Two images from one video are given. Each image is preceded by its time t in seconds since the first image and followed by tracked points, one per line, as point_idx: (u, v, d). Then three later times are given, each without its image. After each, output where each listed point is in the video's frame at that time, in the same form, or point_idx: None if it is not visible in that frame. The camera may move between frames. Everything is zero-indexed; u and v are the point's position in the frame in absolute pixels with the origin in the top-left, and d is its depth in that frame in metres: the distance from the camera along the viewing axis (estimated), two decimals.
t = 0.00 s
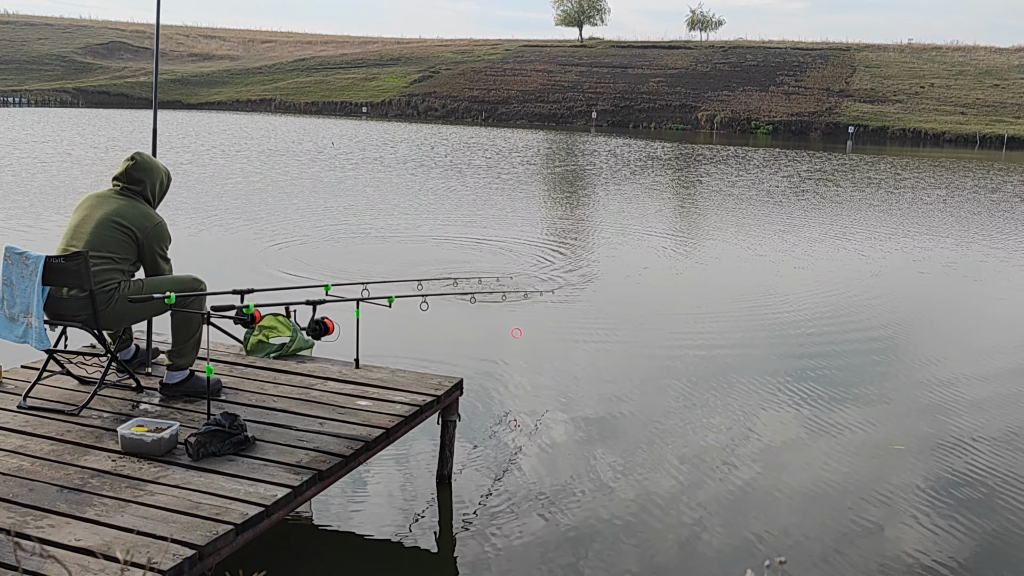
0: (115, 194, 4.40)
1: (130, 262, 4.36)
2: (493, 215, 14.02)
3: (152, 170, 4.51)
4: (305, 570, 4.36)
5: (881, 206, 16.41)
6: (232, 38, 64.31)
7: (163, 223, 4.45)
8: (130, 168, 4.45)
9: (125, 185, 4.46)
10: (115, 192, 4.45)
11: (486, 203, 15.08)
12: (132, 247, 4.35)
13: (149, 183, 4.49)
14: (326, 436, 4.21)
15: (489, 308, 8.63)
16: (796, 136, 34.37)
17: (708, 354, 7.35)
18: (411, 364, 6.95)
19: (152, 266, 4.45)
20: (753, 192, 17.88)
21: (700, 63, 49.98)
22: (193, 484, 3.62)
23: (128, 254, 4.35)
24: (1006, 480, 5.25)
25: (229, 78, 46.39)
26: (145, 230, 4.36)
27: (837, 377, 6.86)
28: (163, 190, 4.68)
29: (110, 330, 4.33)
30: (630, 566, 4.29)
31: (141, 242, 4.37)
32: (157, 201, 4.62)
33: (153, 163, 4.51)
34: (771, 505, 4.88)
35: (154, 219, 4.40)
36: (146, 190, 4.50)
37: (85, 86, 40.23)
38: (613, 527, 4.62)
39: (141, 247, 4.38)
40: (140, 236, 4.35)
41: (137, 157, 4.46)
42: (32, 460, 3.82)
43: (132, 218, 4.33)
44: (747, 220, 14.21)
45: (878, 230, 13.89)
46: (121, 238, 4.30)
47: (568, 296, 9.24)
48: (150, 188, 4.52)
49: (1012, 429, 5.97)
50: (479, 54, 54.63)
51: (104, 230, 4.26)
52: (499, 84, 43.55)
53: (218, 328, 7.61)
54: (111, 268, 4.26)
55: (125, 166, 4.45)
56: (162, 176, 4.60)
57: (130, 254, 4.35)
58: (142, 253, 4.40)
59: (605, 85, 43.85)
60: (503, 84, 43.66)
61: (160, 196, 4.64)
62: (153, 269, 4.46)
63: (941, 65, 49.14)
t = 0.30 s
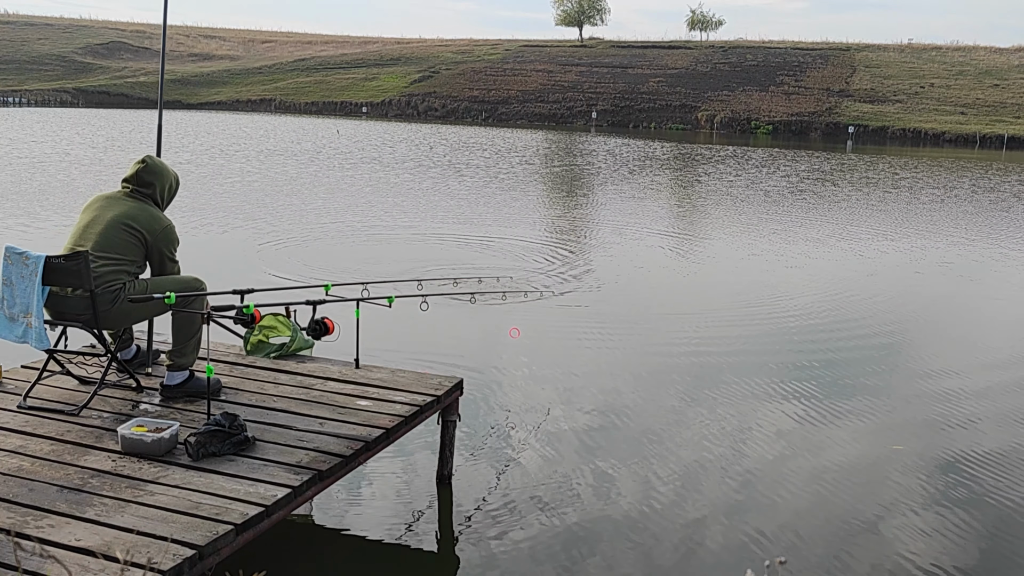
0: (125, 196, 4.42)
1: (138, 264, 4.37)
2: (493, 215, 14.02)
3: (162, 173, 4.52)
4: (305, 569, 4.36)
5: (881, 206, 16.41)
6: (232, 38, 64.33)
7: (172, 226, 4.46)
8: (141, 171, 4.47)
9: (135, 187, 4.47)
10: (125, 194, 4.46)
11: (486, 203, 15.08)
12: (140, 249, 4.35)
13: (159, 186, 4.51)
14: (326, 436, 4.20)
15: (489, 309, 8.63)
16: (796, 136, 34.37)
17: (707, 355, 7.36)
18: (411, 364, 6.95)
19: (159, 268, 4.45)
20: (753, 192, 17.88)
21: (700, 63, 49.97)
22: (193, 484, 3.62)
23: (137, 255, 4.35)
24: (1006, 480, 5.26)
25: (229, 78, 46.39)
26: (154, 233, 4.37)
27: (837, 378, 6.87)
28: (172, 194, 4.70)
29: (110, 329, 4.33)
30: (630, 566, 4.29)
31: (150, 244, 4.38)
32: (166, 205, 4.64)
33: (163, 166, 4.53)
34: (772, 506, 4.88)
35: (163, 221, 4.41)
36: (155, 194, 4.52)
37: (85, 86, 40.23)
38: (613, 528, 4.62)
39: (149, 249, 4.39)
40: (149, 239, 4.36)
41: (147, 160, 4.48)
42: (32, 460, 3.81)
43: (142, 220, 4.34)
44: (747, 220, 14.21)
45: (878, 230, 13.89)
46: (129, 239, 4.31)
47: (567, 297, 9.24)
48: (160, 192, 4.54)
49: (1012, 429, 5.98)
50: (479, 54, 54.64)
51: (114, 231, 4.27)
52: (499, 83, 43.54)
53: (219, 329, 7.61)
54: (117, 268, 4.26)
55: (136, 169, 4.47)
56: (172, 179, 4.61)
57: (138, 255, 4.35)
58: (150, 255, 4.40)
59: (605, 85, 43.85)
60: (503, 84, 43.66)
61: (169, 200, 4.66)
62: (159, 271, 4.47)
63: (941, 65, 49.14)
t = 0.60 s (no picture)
0: (131, 198, 4.42)
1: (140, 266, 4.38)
2: (492, 215, 14.01)
3: (169, 176, 4.52)
4: (305, 570, 4.36)
5: (881, 206, 16.41)
6: (232, 38, 64.33)
7: (176, 230, 4.47)
8: (147, 174, 4.47)
9: (141, 189, 4.48)
10: (131, 197, 4.47)
11: (486, 203, 15.08)
12: (144, 251, 4.36)
13: (165, 189, 4.51)
14: (326, 436, 4.21)
15: (489, 309, 8.63)
16: (796, 136, 34.37)
17: (708, 355, 7.35)
18: (411, 364, 6.96)
19: (163, 270, 4.46)
20: (753, 192, 17.88)
21: (700, 63, 49.97)
22: (193, 484, 3.62)
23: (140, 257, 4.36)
24: (1005, 479, 5.24)
25: (229, 78, 46.39)
26: (158, 236, 4.38)
27: (836, 377, 6.87)
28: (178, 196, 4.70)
29: (110, 329, 4.34)
30: (630, 566, 4.29)
31: (153, 247, 4.38)
32: (172, 206, 4.64)
33: (169, 169, 4.53)
34: (771, 505, 4.88)
35: (168, 225, 4.42)
36: (161, 196, 4.52)
37: (85, 86, 40.23)
38: (613, 527, 4.62)
39: (153, 251, 4.40)
40: (152, 241, 4.37)
41: (154, 162, 4.48)
42: (32, 460, 3.82)
43: (147, 223, 4.35)
44: (747, 220, 14.21)
45: (878, 230, 13.89)
46: (134, 242, 4.32)
47: (568, 297, 9.23)
48: (166, 194, 4.54)
49: (1011, 428, 5.97)
50: (479, 54, 54.64)
51: (118, 234, 4.28)
52: (499, 84, 43.55)
53: (218, 329, 7.61)
54: (120, 270, 4.26)
55: (143, 171, 4.48)
56: (178, 182, 4.62)
57: (142, 257, 4.37)
58: (153, 257, 4.41)
59: (605, 85, 43.85)
60: (503, 84, 43.67)
61: (175, 201, 4.66)
62: (162, 272, 4.48)
63: (941, 65, 49.13)
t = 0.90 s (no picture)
0: (132, 199, 4.42)
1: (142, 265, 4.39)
2: (493, 214, 14.00)
3: (170, 177, 4.52)
4: (304, 570, 4.35)
5: (881, 206, 16.41)
6: (232, 38, 64.33)
7: (178, 231, 4.47)
8: (149, 174, 4.47)
9: (142, 190, 4.48)
10: (133, 197, 4.47)
11: (486, 203, 15.08)
12: (145, 251, 4.36)
13: (166, 189, 4.51)
14: (326, 437, 4.20)
15: (488, 309, 8.63)
16: (796, 136, 34.37)
17: (708, 354, 7.34)
18: (411, 364, 6.95)
19: (164, 270, 4.47)
20: (753, 192, 17.87)
21: (700, 63, 49.97)
22: (193, 484, 3.62)
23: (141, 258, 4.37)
24: (1004, 480, 5.25)
25: (229, 78, 46.39)
26: (159, 236, 4.38)
27: (836, 377, 6.87)
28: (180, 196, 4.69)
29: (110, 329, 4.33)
30: (630, 566, 4.29)
31: (154, 247, 4.39)
32: (174, 206, 4.64)
33: (171, 169, 4.53)
34: (771, 505, 4.88)
35: (169, 226, 4.42)
36: (162, 197, 4.52)
37: (85, 86, 40.22)
38: (614, 528, 4.62)
39: (155, 252, 4.40)
40: (153, 242, 4.37)
41: (156, 163, 4.48)
42: (32, 460, 3.81)
43: (148, 223, 4.35)
44: (748, 220, 14.21)
45: (878, 230, 13.89)
46: (135, 242, 4.32)
47: (568, 296, 9.23)
48: (167, 194, 4.54)
49: (1010, 428, 5.97)
50: (479, 54, 54.63)
51: (119, 234, 4.28)
52: (500, 83, 43.55)
53: (218, 329, 7.61)
54: (121, 269, 4.26)
55: (144, 171, 4.47)
56: (180, 182, 4.61)
57: (144, 258, 4.37)
58: (155, 257, 4.41)
59: (605, 85, 43.85)
60: (503, 84, 43.67)
61: (177, 201, 4.66)
62: (164, 272, 4.48)
63: (941, 65, 49.13)
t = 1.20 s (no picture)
0: (133, 199, 4.42)
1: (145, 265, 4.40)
2: (493, 214, 14.01)
3: (170, 177, 4.51)
4: (304, 569, 4.36)
5: (881, 206, 16.42)
6: (232, 38, 64.33)
7: (179, 232, 4.48)
8: (149, 174, 4.46)
9: (143, 190, 4.47)
10: (133, 197, 4.46)
11: (487, 202, 15.08)
12: (147, 253, 4.37)
13: (166, 189, 4.50)
14: (326, 436, 4.21)
15: (488, 309, 8.63)
16: (796, 136, 34.39)
17: (706, 355, 7.34)
18: (410, 364, 6.95)
19: (166, 270, 4.48)
20: (752, 192, 17.87)
21: (700, 63, 49.98)
22: (193, 484, 3.62)
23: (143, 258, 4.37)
24: (1005, 480, 5.24)
25: (229, 78, 46.40)
26: (160, 237, 4.39)
27: (835, 377, 6.86)
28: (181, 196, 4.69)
29: (111, 329, 4.34)
30: (630, 565, 4.29)
31: (156, 247, 4.39)
32: (175, 205, 4.64)
33: (171, 169, 4.52)
34: (771, 506, 4.87)
35: (170, 226, 4.43)
36: (163, 197, 4.52)
37: (85, 86, 40.23)
38: (615, 527, 4.62)
39: (156, 253, 4.41)
40: (155, 243, 4.38)
41: (156, 163, 4.47)
42: (32, 460, 3.82)
43: (150, 224, 4.36)
44: (747, 220, 14.22)
45: (878, 230, 13.89)
46: (136, 242, 4.32)
47: (568, 296, 9.23)
48: (168, 194, 4.53)
49: (1009, 429, 5.97)
50: (479, 55, 54.63)
51: (120, 234, 4.29)
52: (499, 83, 43.56)
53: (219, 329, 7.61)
54: (123, 270, 4.27)
55: (144, 171, 4.47)
56: (180, 182, 4.61)
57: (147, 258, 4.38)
58: (156, 257, 4.42)
59: (605, 85, 43.86)
60: (503, 84, 43.68)
61: (178, 200, 4.65)
62: (165, 272, 4.49)
63: (941, 65, 49.14)
